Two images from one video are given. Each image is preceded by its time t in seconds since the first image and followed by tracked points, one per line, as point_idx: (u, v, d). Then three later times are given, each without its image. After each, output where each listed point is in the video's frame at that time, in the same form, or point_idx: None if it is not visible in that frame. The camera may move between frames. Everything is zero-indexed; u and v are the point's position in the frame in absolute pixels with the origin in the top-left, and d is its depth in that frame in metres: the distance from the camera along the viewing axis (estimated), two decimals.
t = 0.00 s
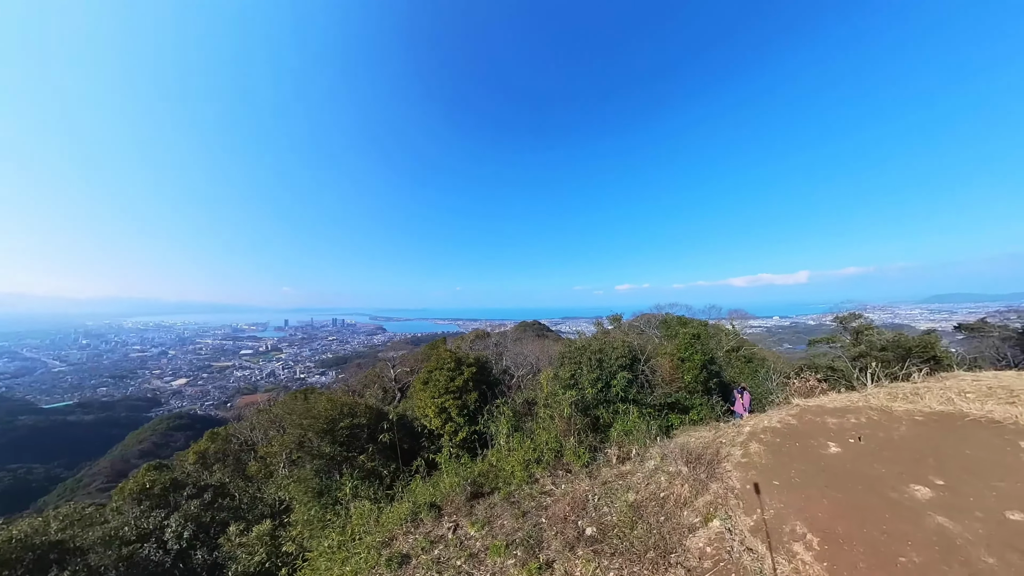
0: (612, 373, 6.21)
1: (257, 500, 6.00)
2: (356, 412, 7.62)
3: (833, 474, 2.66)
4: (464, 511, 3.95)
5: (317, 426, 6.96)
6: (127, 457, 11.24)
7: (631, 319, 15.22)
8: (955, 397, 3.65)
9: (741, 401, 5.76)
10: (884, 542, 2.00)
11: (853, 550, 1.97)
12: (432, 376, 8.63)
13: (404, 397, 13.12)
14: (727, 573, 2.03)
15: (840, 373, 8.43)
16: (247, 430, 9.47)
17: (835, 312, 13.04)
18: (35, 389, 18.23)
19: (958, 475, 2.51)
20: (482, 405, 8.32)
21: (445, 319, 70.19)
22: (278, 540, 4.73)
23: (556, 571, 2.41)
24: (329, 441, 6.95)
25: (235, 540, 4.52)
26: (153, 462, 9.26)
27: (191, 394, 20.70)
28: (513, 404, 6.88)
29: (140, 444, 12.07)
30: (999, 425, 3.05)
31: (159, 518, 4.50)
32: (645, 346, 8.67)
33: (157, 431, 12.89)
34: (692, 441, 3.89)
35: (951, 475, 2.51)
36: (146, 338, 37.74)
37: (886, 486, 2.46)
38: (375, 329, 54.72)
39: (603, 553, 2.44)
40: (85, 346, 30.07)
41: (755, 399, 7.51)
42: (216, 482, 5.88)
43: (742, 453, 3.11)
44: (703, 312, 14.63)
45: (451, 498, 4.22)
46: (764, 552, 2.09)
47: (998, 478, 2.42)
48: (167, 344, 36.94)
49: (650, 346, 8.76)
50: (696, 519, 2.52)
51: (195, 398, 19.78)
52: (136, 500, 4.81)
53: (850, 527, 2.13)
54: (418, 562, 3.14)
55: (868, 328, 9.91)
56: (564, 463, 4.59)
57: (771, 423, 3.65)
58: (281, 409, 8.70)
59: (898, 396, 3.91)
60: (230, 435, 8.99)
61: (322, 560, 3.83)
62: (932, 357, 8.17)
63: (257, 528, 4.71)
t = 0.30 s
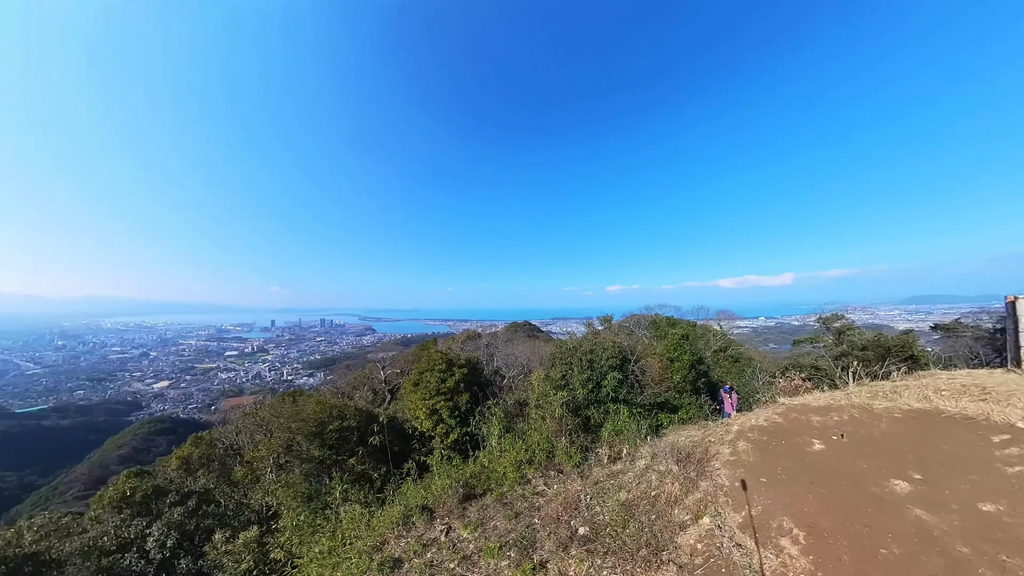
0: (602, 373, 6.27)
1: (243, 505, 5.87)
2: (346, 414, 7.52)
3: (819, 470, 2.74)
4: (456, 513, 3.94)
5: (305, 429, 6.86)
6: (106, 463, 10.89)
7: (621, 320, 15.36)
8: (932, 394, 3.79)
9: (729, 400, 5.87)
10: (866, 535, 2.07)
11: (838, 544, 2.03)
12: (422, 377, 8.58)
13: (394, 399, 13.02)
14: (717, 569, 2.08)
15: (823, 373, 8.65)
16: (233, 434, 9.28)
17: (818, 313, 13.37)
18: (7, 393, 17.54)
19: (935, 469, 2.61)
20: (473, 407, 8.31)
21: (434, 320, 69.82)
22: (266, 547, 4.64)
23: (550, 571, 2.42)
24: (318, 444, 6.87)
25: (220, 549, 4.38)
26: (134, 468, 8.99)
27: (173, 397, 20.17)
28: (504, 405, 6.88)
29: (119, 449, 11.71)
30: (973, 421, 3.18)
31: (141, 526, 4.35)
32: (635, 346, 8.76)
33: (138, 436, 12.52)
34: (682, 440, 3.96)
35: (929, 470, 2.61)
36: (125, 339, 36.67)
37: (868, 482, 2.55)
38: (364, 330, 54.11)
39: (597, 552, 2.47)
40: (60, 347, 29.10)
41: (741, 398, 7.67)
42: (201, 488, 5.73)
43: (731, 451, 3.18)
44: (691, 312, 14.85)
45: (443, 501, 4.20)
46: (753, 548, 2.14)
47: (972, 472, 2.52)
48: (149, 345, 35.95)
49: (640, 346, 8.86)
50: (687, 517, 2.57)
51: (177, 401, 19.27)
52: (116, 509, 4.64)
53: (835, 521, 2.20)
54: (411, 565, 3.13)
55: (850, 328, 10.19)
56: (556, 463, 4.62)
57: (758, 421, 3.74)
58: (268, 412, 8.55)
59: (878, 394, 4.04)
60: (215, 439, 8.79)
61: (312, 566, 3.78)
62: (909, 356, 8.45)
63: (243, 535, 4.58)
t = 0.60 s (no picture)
0: (592, 374, 6.38)
1: (231, 510, 5.79)
2: (336, 417, 7.49)
3: (795, 466, 2.88)
4: (448, 513, 4.00)
5: (295, 432, 6.82)
6: (83, 470, 10.57)
7: (611, 321, 15.55)
8: (903, 393, 3.99)
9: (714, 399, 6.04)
10: (837, 526, 2.20)
11: (810, 535, 2.16)
12: (413, 379, 8.59)
13: (384, 401, 12.95)
14: (698, 560, 2.19)
15: (805, 372, 8.91)
16: (220, 438, 9.16)
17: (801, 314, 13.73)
18: None
19: (903, 464, 2.77)
20: (464, 408, 8.35)
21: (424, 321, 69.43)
22: (255, 552, 4.60)
23: (541, 567, 2.50)
24: (308, 447, 6.83)
25: (207, 556, 4.34)
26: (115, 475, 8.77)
27: (155, 400, 19.67)
28: (495, 406, 6.94)
29: (97, 455, 11.38)
30: (940, 419, 3.37)
31: (124, 534, 4.31)
32: (623, 347, 8.91)
33: (117, 441, 12.19)
34: (668, 438, 4.09)
35: (897, 465, 2.78)
36: (104, 340, 35.61)
37: (840, 477, 2.69)
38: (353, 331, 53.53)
39: (585, 547, 2.56)
40: (34, 349, 28.13)
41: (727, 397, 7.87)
42: (187, 494, 5.66)
43: (713, 449, 3.31)
44: (679, 313, 15.10)
45: (435, 502, 4.25)
46: (732, 540, 2.26)
47: (936, 467, 2.69)
48: (128, 347, 34.92)
49: (628, 347, 9.01)
50: (671, 512, 2.68)
51: (159, 405, 18.80)
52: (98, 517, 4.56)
53: (808, 514, 2.33)
54: (403, 567, 3.18)
55: (831, 329, 10.51)
56: (546, 463, 4.71)
57: (740, 420, 3.88)
58: (256, 415, 8.45)
59: (853, 393, 4.23)
60: (201, 443, 8.65)
61: (304, 569, 3.79)
62: (887, 356, 8.76)
63: (230, 541, 4.56)
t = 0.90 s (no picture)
0: (581, 375, 6.44)
1: (216, 516, 5.66)
2: (324, 420, 7.43)
3: (775, 464, 2.97)
4: (438, 515, 4.01)
5: (282, 435, 6.76)
6: (59, 477, 10.24)
7: (600, 322, 15.67)
8: (879, 392, 4.13)
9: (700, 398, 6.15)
10: (813, 522, 2.28)
11: (788, 531, 2.24)
12: (403, 381, 8.55)
13: (373, 403, 12.83)
14: (681, 557, 2.25)
15: (789, 371, 9.12)
16: (204, 442, 8.97)
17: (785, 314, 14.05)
18: None
19: (877, 461, 2.88)
20: (454, 409, 8.34)
21: (414, 321, 68.99)
22: (241, 560, 4.50)
23: (530, 567, 2.53)
24: (296, 450, 6.77)
25: (191, 564, 4.19)
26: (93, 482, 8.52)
27: (135, 404, 19.13)
28: (485, 407, 6.96)
29: (73, 461, 11.02)
30: (913, 417, 3.50)
31: (104, 544, 4.23)
32: (612, 347, 9.02)
33: (95, 447, 11.83)
34: (654, 438, 4.17)
35: (871, 462, 2.89)
36: (81, 341, 34.52)
37: (818, 474, 2.79)
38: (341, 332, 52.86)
39: (573, 546, 2.60)
40: (7, 350, 27.12)
41: (714, 396, 8.02)
42: (169, 501, 5.53)
43: (697, 449, 3.39)
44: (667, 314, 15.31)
45: (424, 504, 4.25)
46: (714, 536, 2.33)
47: (908, 463, 2.80)
48: (107, 348, 33.87)
49: (617, 347, 9.11)
50: (656, 510, 2.74)
51: (139, 409, 18.29)
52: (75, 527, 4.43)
53: (786, 511, 2.42)
54: (393, 570, 3.18)
55: (814, 329, 10.78)
56: (535, 463, 4.75)
57: (723, 419, 3.98)
58: (241, 419, 8.31)
59: (833, 392, 4.36)
60: (183, 449, 8.47)
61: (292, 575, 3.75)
62: (867, 355, 9.03)
63: (216, 549, 4.42)
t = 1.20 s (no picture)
0: (570, 375, 6.50)
1: (200, 522, 5.52)
2: (312, 421, 7.54)
3: (755, 461, 3.05)
4: (427, 516, 4.01)
5: (269, 438, 6.73)
6: (33, 484, 9.90)
7: (590, 322, 15.78)
8: (856, 390, 4.27)
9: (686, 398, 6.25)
10: (790, 516, 2.36)
11: (766, 525, 2.31)
12: (392, 382, 8.51)
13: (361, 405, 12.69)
14: (663, 552, 2.30)
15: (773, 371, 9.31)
16: (186, 446, 8.79)
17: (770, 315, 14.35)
18: None
19: (853, 456, 2.98)
20: (443, 410, 8.33)
21: (403, 322, 68.44)
22: (225, 566, 4.42)
23: (516, 565, 2.55)
24: (283, 453, 6.74)
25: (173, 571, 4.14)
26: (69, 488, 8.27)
27: (114, 408, 18.60)
28: (474, 408, 6.97)
29: (48, 468, 10.66)
30: (888, 414, 3.64)
31: (83, 552, 4.13)
32: (601, 347, 9.11)
33: (71, 453, 11.47)
34: (640, 437, 4.23)
35: (847, 457, 2.99)
36: (56, 342, 33.39)
37: (796, 469, 2.88)
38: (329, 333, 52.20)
39: (559, 544, 2.63)
40: None
41: (701, 395, 8.16)
42: (151, 507, 5.40)
43: (681, 446, 3.46)
44: (656, 315, 15.51)
45: (413, 506, 4.24)
46: (695, 532, 2.39)
47: (882, 458, 2.91)
48: (85, 350, 32.85)
49: (606, 347, 9.21)
50: (639, 507, 2.80)
51: (119, 413, 17.79)
52: (51, 536, 4.29)
53: (765, 505, 2.49)
54: (382, 571, 3.17)
55: (797, 329, 11.04)
56: (524, 463, 4.79)
57: (707, 418, 4.06)
58: (226, 421, 8.17)
59: (812, 390, 4.49)
60: (165, 453, 8.29)
61: None
62: (847, 355, 9.29)
63: (199, 556, 4.36)
